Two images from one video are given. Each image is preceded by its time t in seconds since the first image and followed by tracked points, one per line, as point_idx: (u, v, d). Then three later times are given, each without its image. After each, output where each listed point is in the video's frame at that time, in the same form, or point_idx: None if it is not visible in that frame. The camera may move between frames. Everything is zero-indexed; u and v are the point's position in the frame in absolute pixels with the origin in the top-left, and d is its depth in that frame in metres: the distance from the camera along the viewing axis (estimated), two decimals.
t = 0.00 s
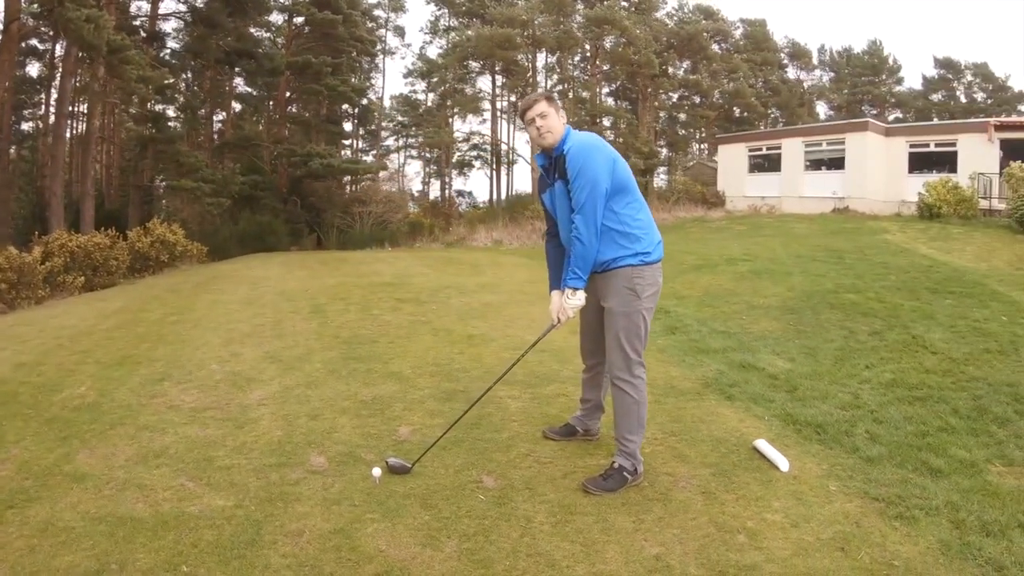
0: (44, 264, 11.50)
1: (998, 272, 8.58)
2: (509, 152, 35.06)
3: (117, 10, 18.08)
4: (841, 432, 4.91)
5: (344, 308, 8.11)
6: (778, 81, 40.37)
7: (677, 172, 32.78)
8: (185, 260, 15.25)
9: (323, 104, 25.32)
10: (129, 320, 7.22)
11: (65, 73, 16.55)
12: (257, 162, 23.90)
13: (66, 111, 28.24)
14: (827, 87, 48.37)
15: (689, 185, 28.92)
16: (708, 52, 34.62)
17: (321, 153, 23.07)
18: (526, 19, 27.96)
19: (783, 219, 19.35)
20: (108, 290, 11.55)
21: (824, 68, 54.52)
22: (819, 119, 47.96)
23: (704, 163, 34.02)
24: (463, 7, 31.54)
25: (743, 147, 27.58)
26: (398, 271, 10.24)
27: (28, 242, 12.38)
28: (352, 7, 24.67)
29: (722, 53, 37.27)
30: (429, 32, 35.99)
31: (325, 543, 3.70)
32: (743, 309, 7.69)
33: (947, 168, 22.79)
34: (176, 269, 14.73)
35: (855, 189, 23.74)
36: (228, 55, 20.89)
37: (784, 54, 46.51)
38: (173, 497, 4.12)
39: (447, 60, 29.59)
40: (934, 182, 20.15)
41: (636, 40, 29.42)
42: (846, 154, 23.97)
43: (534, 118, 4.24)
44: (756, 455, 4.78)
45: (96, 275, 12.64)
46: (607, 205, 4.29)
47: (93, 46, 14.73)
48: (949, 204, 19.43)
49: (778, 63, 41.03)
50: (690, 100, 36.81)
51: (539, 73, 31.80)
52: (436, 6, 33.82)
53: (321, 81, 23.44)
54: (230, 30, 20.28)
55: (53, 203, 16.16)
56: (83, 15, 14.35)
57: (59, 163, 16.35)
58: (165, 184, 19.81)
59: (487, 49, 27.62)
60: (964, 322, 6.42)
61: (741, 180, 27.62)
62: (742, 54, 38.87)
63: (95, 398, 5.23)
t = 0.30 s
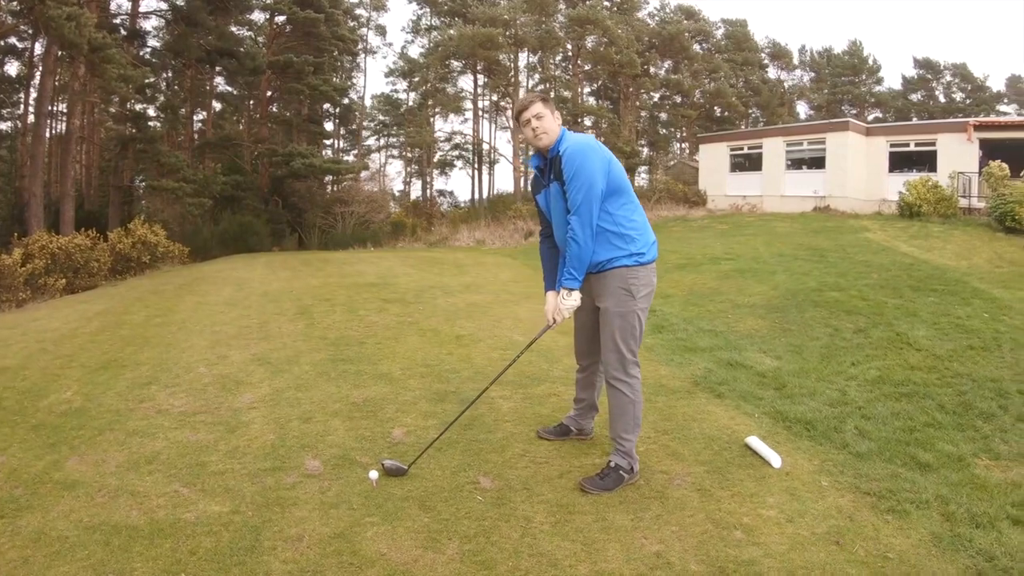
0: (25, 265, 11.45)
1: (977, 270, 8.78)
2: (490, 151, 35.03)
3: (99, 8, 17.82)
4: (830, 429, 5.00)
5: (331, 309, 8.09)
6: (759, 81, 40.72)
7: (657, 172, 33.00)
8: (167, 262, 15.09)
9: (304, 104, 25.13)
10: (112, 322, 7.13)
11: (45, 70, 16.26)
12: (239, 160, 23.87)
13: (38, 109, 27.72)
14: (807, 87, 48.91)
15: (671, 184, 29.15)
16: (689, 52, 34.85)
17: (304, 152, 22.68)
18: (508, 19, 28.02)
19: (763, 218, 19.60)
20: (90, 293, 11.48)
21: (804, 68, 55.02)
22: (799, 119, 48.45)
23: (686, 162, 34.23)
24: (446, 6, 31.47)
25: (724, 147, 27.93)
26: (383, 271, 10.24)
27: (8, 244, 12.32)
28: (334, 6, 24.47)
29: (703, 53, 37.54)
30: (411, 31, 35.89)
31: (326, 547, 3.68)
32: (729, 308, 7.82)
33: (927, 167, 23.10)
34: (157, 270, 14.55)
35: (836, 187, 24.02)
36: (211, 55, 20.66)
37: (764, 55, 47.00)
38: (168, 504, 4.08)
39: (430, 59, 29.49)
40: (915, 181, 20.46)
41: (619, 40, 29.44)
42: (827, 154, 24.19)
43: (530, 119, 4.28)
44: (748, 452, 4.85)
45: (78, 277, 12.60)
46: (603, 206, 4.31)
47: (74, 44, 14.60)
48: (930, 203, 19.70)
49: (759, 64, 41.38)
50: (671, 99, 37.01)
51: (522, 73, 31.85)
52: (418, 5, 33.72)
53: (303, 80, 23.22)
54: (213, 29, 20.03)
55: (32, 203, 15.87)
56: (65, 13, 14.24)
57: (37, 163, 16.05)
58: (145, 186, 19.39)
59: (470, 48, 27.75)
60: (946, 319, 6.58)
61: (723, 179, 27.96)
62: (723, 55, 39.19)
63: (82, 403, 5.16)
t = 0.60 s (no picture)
0: None
1: (950, 268, 9.04)
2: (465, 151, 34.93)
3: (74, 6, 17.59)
4: (815, 424, 5.11)
5: (312, 311, 8.04)
6: (734, 81, 41.05)
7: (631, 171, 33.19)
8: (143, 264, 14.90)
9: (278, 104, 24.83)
10: (89, 328, 7.03)
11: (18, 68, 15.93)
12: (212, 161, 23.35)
13: None
14: (781, 87, 49.45)
15: (647, 183, 29.37)
16: (665, 52, 35.05)
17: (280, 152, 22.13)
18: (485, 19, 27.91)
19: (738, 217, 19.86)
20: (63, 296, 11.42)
21: (778, 69, 55.59)
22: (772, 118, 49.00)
23: (661, 161, 34.44)
24: (422, 6, 31.26)
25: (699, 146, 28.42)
26: (361, 271, 10.21)
27: None
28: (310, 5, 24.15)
29: (678, 53, 37.77)
30: (386, 30, 35.58)
31: (326, 553, 3.67)
32: (709, 307, 8.00)
33: (899, 166, 23.55)
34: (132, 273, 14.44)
35: (810, 186, 24.43)
36: (186, 54, 20.44)
37: (739, 55, 47.46)
38: (161, 513, 4.04)
39: (407, 59, 29.27)
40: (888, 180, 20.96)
41: (595, 40, 29.54)
42: (802, 153, 24.58)
43: (522, 122, 4.32)
44: (736, 449, 4.93)
45: (52, 279, 12.97)
46: (595, 208, 4.36)
47: (50, 42, 14.39)
48: (902, 202, 20.13)
49: (734, 64, 41.73)
50: (647, 99, 37.12)
51: (497, 73, 31.87)
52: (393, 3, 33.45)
53: (279, 79, 22.82)
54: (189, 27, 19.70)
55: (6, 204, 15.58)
56: (39, 11, 14.02)
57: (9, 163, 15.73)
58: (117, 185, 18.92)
59: (446, 47, 27.61)
60: (923, 316, 6.78)
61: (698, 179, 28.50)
62: (698, 55, 39.47)
63: (65, 410, 5.12)
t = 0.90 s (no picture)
0: None
1: (929, 266, 9.27)
2: (446, 151, 34.81)
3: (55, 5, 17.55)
4: (803, 421, 5.20)
5: (296, 312, 8.02)
6: (713, 81, 41.28)
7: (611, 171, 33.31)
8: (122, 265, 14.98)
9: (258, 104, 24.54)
10: (69, 332, 6.97)
11: None
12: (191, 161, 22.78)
13: None
14: (761, 87, 49.81)
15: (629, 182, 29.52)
16: (645, 52, 35.15)
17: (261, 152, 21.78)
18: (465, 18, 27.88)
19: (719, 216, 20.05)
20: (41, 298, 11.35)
21: (758, 69, 55.94)
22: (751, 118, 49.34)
23: (641, 161, 34.58)
24: (402, 5, 31.05)
25: (680, 146, 28.57)
26: (344, 271, 10.20)
27: None
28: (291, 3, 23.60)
29: (658, 53, 37.88)
30: (367, 29, 35.26)
31: (326, 558, 3.65)
32: (692, 307, 8.16)
33: (878, 165, 23.99)
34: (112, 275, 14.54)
35: (789, 187, 24.71)
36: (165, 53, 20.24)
37: (719, 56, 47.73)
38: (155, 521, 4.02)
39: (387, 59, 29.06)
40: (868, 180, 21.31)
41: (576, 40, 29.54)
42: (782, 153, 24.81)
43: (516, 123, 4.33)
44: (727, 445, 5.00)
45: (31, 282, 12.78)
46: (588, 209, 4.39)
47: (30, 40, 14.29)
48: (882, 201, 20.50)
49: (714, 64, 41.96)
50: (628, 99, 36.66)
51: (477, 73, 31.90)
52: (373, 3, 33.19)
53: (259, 79, 22.48)
54: (168, 26, 19.67)
55: None
56: (19, 8, 13.83)
57: None
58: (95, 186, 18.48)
59: (426, 46, 27.49)
60: (905, 313, 6.96)
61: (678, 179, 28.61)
62: (678, 55, 39.63)
63: (51, 416, 5.12)
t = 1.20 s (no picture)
0: None
1: (901, 264, 9.54)
2: (419, 152, 34.63)
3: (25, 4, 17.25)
4: (786, 416, 5.31)
5: (275, 314, 7.97)
6: (685, 82, 41.66)
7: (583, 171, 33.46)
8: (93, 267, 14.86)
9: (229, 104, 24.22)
10: (43, 337, 6.88)
11: None
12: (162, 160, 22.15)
13: None
14: (733, 87, 50.34)
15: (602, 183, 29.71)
16: (618, 54, 35.33)
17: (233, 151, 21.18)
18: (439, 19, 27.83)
19: (692, 215, 20.33)
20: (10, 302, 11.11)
21: (731, 69, 56.45)
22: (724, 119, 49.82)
23: (614, 162, 34.75)
24: (376, 5, 30.78)
25: (653, 146, 28.88)
26: (320, 272, 10.15)
27: None
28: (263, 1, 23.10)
29: (631, 54, 38.05)
30: (339, 28, 34.85)
31: (324, 563, 3.63)
32: (670, 305, 8.31)
33: (850, 165, 24.51)
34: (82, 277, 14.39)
35: (763, 186, 25.19)
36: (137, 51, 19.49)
37: (692, 57, 48.11)
38: (144, 529, 3.96)
39: (360, 58, 28.79)
40: (839, 180, 21.76)
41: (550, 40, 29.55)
42: (755, 152, 25.27)
43: (508, 123, 4.35)
44: (714, 441, 5.07)
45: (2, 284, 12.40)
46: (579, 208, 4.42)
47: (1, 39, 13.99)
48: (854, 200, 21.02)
49: (685, 65, 42.30)
50: (600, 99, 36.83)
51: (449, 73, 31.88)
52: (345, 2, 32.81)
53: (232, 78, 22.09)
54: (140, 24, 19.16)
55: None
56: None
57: None
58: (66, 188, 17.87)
59: (400, 46, 27.36)
60: (881, 310, 7.16)
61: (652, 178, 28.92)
62: (650, 56, 39.87)
63: (30, 423, 5.08)
